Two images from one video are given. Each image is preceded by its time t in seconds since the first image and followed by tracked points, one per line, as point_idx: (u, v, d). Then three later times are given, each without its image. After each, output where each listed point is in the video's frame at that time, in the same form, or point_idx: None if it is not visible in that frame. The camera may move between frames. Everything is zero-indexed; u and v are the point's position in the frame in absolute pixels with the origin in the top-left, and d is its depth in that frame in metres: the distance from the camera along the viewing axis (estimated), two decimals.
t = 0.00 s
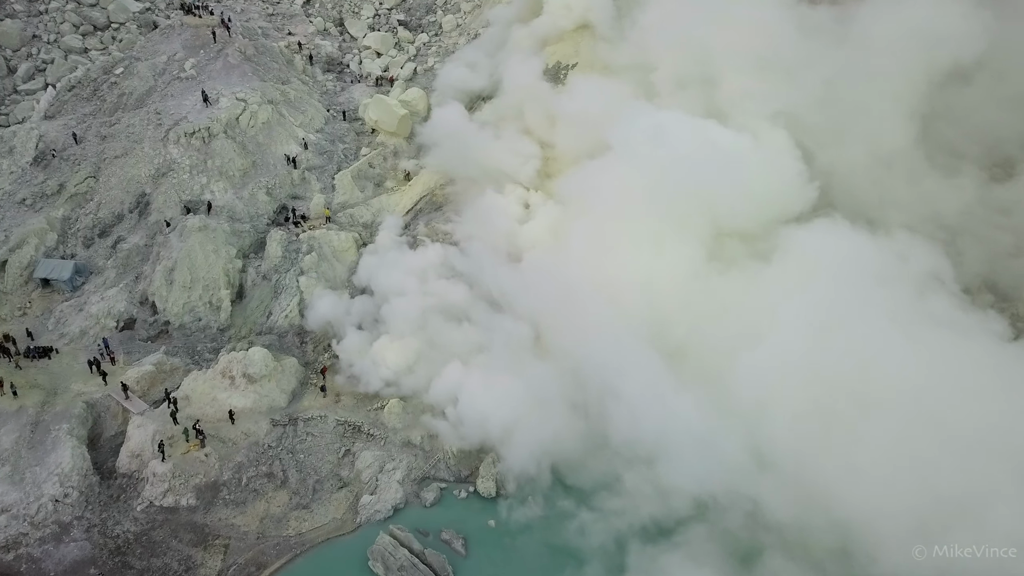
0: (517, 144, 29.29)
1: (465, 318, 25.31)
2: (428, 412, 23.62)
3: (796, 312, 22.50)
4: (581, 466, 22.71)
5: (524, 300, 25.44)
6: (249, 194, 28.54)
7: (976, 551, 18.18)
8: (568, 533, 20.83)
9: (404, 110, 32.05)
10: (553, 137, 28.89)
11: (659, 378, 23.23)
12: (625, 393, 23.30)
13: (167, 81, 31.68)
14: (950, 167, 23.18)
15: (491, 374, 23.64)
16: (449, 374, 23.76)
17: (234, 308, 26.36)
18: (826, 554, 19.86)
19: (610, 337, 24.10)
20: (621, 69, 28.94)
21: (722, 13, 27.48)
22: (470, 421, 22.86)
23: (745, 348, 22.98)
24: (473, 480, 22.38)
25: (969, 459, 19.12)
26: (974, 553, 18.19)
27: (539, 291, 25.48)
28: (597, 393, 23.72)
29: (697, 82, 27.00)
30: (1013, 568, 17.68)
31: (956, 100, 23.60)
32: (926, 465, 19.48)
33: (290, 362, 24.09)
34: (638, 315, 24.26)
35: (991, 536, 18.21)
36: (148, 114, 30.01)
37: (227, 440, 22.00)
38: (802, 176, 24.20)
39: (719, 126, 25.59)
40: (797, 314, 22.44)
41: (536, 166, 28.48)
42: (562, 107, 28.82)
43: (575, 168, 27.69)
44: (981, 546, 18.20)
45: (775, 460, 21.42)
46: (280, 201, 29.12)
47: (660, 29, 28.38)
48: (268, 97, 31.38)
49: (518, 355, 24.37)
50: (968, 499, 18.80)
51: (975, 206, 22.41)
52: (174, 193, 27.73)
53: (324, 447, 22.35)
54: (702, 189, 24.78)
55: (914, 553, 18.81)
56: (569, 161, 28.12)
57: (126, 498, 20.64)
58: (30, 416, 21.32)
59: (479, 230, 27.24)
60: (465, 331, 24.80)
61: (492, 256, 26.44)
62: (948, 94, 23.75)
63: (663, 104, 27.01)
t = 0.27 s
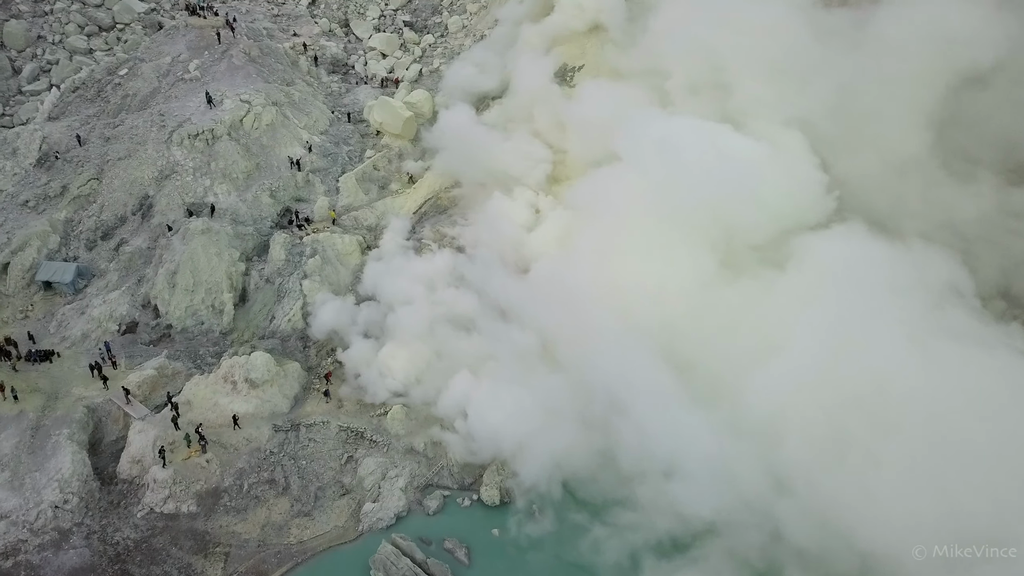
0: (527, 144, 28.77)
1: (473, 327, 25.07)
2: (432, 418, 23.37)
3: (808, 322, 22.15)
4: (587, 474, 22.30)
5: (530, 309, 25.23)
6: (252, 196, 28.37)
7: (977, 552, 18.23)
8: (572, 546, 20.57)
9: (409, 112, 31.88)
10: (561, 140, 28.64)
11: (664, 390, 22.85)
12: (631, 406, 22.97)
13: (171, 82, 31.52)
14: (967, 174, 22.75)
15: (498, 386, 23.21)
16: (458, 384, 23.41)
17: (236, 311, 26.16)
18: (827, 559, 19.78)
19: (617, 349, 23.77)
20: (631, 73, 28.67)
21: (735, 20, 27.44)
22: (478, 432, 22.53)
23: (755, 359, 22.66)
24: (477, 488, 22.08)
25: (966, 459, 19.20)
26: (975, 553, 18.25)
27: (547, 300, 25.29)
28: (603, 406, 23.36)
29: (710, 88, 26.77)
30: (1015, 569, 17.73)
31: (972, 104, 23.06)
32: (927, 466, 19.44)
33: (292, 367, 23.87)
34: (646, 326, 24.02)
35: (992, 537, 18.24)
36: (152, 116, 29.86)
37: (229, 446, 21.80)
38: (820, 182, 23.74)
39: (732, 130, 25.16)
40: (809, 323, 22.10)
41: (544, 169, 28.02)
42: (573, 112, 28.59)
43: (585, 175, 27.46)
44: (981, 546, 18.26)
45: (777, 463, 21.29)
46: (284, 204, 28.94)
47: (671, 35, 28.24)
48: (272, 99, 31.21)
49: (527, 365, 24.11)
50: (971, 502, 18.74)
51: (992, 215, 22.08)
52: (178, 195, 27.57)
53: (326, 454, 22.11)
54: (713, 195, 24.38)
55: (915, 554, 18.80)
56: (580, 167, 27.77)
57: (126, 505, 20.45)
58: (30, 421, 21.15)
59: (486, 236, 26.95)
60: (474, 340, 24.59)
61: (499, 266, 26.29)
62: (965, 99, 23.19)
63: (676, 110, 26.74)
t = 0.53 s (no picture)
0: (534, 146, 28.43)
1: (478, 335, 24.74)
2: (436, 424, 23.17)
3: (818, 332, 21.72)
4: (590, 482, 22.19)
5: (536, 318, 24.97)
6: (255, 199, 28.19)
7: (976, 552, 17.98)
8: (579, 557, 20.28)
9: (413, 114, 31.68)
10: (567, 143, 28.30)
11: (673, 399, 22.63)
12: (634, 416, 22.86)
13: (174, 83, 31.34)
14: (985, 182, 22.40)
15: (505, 394, 23.14)
16: (465, 396, 23.06)
17: (238, 315, 25.95)
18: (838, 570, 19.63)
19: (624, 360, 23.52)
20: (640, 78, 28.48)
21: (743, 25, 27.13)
22: (484, 440, 22.27)
23: (765, 373, 22.28)
24: (481, 495, 21.79)
25: (968, 458, 18.71)
26: (974, 553, 18.00)
27: (554, 309, 24.91)
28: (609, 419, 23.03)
29: (717, 93, 26.60)
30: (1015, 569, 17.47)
31: (989, 112, 22.64)
32: (926, 467, 19.11)
33: (295, 372, 23.64)
34: (653, 337, 23.77)
35: (992, 536, 17.92)
36: (155, 118, 29.70)
37: (230, 451, 21.60)
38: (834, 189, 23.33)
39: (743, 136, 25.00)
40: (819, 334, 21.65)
41: (550, 173, 27.72)
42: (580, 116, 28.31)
43: (592, 182, 27.15)
44: (981, 545, 17.99)
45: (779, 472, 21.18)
46: (287, 206, 28.73)
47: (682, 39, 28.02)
48: (276, 100, 31.02)
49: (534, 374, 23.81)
50: (973, 503, 18.32)
51: (1011, 224, 21.67)
52: (180, 197, 27.39)
53: (328, 460, 21.89)
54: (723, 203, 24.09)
55: (914, 553, 18.62)
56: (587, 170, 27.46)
57: (126, 511, 20.26)
58: (30, 426, 20.99)
59: (493, 242, 26.68)
60: (480, 348, 24.32)
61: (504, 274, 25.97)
62: (981, 106, 22.79)
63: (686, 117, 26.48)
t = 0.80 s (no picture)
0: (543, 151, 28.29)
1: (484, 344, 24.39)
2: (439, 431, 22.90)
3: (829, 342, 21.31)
4: (599, 495, 21.45)
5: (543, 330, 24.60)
6: (258, 202, 27.97)
7: (976, 552, 17.57)
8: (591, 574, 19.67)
9: (418, 116, 31.45)
10: (575, 146, 28.10)
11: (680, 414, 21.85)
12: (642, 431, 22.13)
13: (178, 85, 31.17)
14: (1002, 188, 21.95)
15: (513, 407, 22.86)
16: (474, 408, 22.81)
17: (241, 318, 25.72)
18: None
19: (632, 372, 23.02)
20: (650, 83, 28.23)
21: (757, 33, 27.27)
22: (494, 453, 22.01)
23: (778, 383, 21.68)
24: (484, 503, 21.44)
25: (968, 458, 18.45)
26: (974, 553, 17.59)
27: (561, 320, 24.60)
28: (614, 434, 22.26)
29: (727, 99, 26.47)
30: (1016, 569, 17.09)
31: (1007, 117, 22.35)
32: (925, 467, 18.86)
33: (296, 377, 23.39)
34: (660, 346, 23.32)
35: (992, 536, 17.56)
36: (158, 119, 29.53)
37: (230, 457, 21.39)
38: (846, 195, 23.18)
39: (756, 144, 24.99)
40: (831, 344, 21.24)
41: (557, 177, 27.46)
42: (592, 121, 28.13)
43: (603, 188, 26.76)
44: (980, 546, 17.60)
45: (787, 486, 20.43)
46: (290, 209, 28.51)
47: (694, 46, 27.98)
48: (280, 102, 30.84)
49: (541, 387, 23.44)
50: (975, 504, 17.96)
51: None
52: (182, 200, 27.21)
53: (330, 467, 21.64)
54: (732, 211, 24.05)
55: (914, 554, 18.21)
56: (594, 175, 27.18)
57: (125, 518, 20.05)
58: (30, 431, 20.82)
59: (500, 248, 26.35)
60: (487, 358, 23.97)
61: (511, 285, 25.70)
62: (999, 112, 22.52)
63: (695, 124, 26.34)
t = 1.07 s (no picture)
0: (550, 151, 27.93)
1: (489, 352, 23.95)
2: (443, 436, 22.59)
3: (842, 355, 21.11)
4: (610, 507, 20.93)
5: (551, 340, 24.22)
6: (261, 204, 27.79)
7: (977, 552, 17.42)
8: None
9: (422, 118, 31.21)
10: (581, 148, 27.81)
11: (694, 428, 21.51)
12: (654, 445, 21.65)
13: (181, 86, 31.00)
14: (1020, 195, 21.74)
15: (521, 417, 22.33)
16: (482, 420, 22.21)
17: (243, 322, 25.54)
18: None
19: (643, 383, 22.74)
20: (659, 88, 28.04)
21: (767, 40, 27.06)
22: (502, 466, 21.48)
23: (791, 396, 21.45)
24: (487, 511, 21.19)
25: (971, 460, 18.38)
26: (975, 553, 17.44)
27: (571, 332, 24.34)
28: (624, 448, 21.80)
29: (737, 107, 26.34)
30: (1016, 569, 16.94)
31: None
32: (932, 472, 18.74)
33: (298, 382, 23.17)
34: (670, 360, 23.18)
35: (992, 537, 17.40)
36: (161, 121, 29.36)
37: (231, 463, 21.19)
38: (861, 201, 22.84)
39: (765, 150, 24.62)
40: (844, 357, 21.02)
41: (563, 180, 27.22)
42: (601, 124, 27.92)
43: (612, 197, 26.69)
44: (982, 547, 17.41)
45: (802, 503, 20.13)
46: (293, 211, 28.32)
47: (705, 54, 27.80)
48: (283, 104, 30.65)
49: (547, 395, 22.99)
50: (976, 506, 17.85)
51: None
52: (185, 202, 27.03)
53: (332, 473, 21.41)
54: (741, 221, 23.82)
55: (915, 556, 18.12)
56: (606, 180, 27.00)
57: (125, 524, 19.86)
58: (30, 435, 20.66)
59: (507, 254, 25.98)
60: (495, 366, 23.56)
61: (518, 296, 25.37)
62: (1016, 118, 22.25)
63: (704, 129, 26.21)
